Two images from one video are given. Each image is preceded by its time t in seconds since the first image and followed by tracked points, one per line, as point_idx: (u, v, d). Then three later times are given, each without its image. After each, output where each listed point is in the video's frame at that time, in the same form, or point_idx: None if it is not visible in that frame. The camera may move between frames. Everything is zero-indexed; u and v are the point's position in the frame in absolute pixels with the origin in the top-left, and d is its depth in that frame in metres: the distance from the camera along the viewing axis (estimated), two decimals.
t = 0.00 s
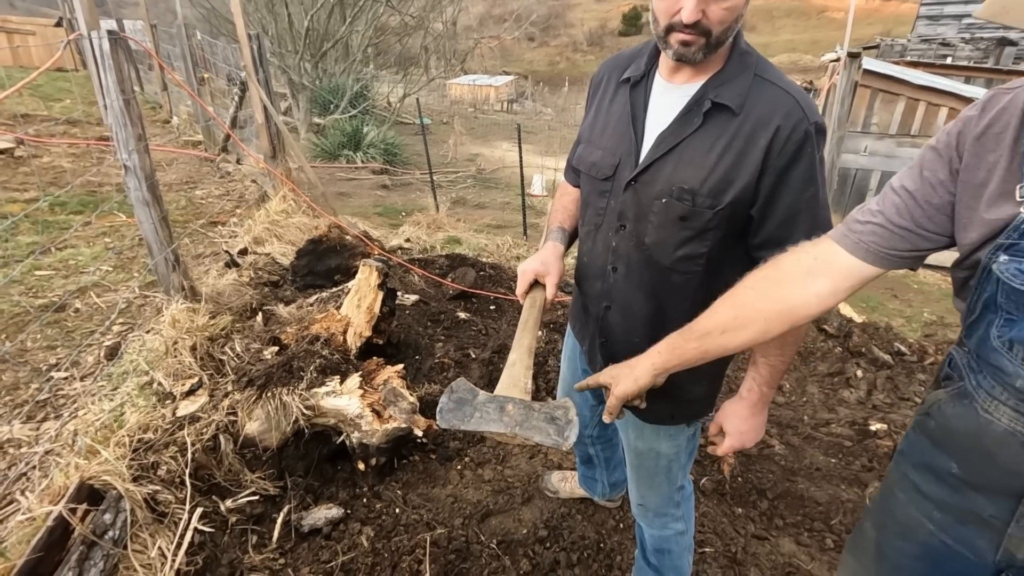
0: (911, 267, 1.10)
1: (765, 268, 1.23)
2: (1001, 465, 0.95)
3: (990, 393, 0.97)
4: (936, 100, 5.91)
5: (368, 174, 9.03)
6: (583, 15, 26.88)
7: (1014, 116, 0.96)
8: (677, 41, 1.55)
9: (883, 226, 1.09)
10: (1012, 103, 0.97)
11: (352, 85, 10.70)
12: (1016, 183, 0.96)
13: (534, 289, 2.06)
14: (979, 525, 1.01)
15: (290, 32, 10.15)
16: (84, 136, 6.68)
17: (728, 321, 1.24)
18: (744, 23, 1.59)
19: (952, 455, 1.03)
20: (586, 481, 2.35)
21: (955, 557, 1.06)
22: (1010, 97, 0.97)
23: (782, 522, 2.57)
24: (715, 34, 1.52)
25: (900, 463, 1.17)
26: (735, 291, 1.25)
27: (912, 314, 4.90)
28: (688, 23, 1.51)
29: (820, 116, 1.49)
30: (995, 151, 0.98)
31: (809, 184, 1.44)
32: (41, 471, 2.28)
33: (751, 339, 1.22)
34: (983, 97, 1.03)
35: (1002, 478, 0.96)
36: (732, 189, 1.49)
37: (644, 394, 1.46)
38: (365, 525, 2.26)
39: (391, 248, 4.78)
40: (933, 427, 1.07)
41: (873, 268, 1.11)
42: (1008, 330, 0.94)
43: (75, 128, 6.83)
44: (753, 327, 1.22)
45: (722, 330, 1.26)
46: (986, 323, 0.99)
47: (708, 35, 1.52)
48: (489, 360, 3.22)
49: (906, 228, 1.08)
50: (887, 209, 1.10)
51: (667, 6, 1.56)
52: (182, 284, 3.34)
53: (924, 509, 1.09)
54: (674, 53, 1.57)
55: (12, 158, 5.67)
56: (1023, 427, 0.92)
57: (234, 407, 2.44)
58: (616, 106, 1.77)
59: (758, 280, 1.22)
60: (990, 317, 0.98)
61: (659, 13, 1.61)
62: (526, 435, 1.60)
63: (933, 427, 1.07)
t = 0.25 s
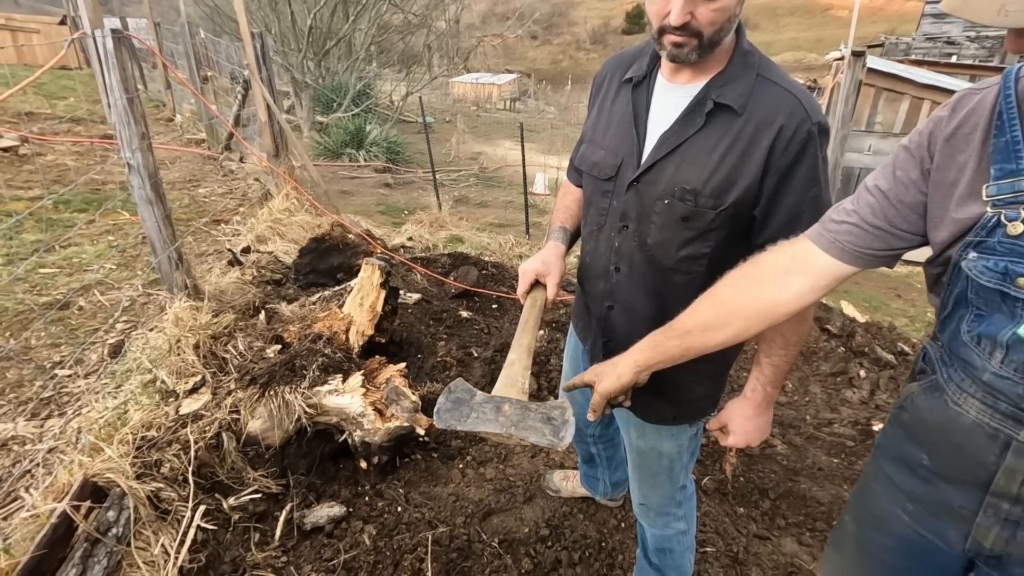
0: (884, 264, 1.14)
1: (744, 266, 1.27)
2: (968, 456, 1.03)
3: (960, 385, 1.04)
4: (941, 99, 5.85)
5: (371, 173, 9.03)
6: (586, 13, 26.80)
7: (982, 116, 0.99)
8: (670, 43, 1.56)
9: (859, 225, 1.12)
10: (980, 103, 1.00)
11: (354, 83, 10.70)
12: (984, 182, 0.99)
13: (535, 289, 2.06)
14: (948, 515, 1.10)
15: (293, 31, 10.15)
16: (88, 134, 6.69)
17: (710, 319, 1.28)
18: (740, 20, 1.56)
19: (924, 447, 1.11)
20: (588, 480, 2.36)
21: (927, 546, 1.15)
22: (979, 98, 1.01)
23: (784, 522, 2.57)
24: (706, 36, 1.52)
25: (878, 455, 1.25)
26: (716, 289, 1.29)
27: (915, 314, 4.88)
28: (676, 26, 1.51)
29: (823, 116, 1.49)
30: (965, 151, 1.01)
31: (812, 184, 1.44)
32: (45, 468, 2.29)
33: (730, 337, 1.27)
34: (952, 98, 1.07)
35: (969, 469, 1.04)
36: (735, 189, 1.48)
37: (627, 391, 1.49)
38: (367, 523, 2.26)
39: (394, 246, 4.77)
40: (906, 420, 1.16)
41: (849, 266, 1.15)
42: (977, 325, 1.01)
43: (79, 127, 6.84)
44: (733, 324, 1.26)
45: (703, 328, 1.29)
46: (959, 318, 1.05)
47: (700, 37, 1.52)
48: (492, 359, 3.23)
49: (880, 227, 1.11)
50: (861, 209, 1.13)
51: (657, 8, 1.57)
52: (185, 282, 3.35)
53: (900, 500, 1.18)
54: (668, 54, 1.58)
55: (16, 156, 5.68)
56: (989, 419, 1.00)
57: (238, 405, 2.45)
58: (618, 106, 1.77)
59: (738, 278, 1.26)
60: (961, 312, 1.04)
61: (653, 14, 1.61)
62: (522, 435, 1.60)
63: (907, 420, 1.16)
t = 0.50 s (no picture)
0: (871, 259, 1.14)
1: (734, 260, 1.27)
2: (946, 452, 1.04)
3: (942, 381, 1.05)
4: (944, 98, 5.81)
5: (373, 171, 9.03)
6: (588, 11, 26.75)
7: (970, 109, 0.99)
8: (647, 48, 1.58)
9: (848, 218, 1.12)
10: (970, 97, 1.00)
11: (356, 81, 10.69)
12: (969, 175, 0.99)
13: (535, 289, 2.07)
14: (928, 513, 1.10)
15: (295, 29, 10.16)
16: (90, 133, 6.70)
17: (700, 314, 1.28)
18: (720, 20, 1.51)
19: (905, 445, 1.12)
20: (588, 479, 2.35)
21: (908, 545, 1.15)
22: (969, 92, 1.01)
23: (785, 522, 2.57)
24: (675, 43, 1.51)
25: (860, 454, 1.25)
26: (707, 283, 1.29)
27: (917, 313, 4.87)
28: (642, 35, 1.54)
29: (824, 114, 1.48)
30: (953, 144, 1.01)
31: (813, 183, 1.44)
32: (46, 466, 2.29)
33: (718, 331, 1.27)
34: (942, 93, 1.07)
35: (948, 466, 1.04)
36: (735, 188, 1.48)
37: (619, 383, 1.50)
38: (367, 522, 2.27)
39: (395, 245, 4.78)
40: (887, 417, 1.16)
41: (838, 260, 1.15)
42: (959, 319, 1.01)
43: (81, 125, 6.85)
44: (722, 318, 1.26)
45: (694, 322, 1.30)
46: (941, 312, 1.05)
47: (669, 44, 1.52)
48: (492, 358, 3.23)
49: (868, 220, 1.11)
50: (850, 203, 1.13)
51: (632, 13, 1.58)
52: (186, 280, 3.35)
53: (881, 499, 1.18)
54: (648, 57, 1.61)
55: (18, 154, 5.69)
56: (968, 414, 1.00)
57: (238, 403, 2.45)
58: (618, 106, 1.77)
59: (727, 273, 1.26)
60: (944, 307, 1.04)
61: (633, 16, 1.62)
62: (511, 432, 1.60)
63: (888, 418, 1.16)
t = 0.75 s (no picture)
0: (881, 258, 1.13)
1: (742, 260, 1.27)
2: (945, 450, 1.03)
3: (942, 378, 1.04)
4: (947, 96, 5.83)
5: (374, 170, 9.04)
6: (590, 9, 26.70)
7: (978, 102, 0.99)
8: (643, 49, 1.58)
9: (857, 214, 1.12)
10: (977, 92, 1.00)
11: (358, 80, 10.68)
12: (975, 168, 0.99)
13: (541, 290, 2.08)
14: (926, 514, 1.10)
15: (297, 27, 10.16)
16: (92, 131, 6.71)
17: (710, 315, 1.28)
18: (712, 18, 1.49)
19: (903, 445, 1.11)
20: (591, 477, 2.35)
21: (905, 546, 1.15)
22: (977, 87, 1.01)
23: (788, 521, 2.56)
24: (668, 45, 1.51)
25: (858, 454, 1.25)
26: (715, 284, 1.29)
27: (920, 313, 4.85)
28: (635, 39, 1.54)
29: (826, 110, 1.46)
30: (960, 138, 1.01)
31: (815, 180, 1.43)
32: (49, 464, 2.30)
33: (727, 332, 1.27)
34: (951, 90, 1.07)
35: (946, 465, 1.04)
36: (735, 187, 1.48)
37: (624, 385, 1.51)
38: (370, 520, 2.27)
39: (397, 244, 4.78)
40: (886, 416, 1.16)
41: (848, 259, 1.14)
42: (961, 316, 1.00)
43: (84, 123, 6.86)
44: (730, 317, 1.26)
45: (702, 322, 1.30)
46: (943, 309, 1.04)
47: (662, 46, 1.52)
48: (494, 356, 3.23)
49: (877, 216, 1.10)
50: (859, 199, 1.13)
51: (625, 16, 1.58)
52: (189, 279, 3.35)
53: (878, 500, 1.18)
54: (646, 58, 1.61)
55: (21, 152, 5.70)
56: (968, 411, 1.00)
57: (240, 401, 2.44)
58: (620, 105, 1.77)
59: (736, 272, 1.26)
60: (946, 303, 1.04)
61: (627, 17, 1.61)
62: (497, 429, 1.61)
63: (887, 417, 1.16)
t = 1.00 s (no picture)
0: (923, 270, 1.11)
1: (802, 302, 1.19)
2: (946, 447, 1.03)
3: (945, 375, 1.04)
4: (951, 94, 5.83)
5: (377, 168, 9.04)
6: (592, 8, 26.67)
7: (995, 102, 0.99)
8: (649, 49, 1.58)
9: (894, 234, 1.10)
10: (991, 90, 1.00)
11: (360, 78, 10.68)
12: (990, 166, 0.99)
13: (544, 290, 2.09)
14: (928, 512, 1.10)
15: (299, 26, 10.17)
16: (96, 130, 6.72)
17: (790, 360, 1.17)
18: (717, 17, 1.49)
19: (906, 442, 1.12)
20: (594, 476, 2.35)
21: (907, 544, 1.15)
22: (990, 84, 1.00)
23: (791, 520, 2.56)
24: (675, 45, 1.51)
25: (861, 452, 1.25)
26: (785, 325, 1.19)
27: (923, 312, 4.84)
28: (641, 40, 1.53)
29: (831, 108, 1.46)
30: (978, 137, 1.01)
31: (819, 178, 1.43)
32: (54, 461, 2.30)
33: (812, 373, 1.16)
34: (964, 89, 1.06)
35: (947, 462, 1.04)
36: (739, 184, 1.47)
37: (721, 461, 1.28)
38: (373, 518, 2.27)
39: (399, 242, 4.78)
40: (889, 415, 1.17)
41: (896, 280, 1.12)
42: (966, 312, 1.00)
43: (87, 122, 6.87)
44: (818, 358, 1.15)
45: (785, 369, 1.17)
46: (949, 305, 1.04)
47: (669, 45, 1.51)
48: (498, 355, 3.23)
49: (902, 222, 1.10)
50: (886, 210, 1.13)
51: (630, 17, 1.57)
52: (192, 277, 3.36)
53: (881, 498, 1.18)
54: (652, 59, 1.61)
55: (25, 151, 5.71)
56: (970, 409, 1.00)
57: (244, 399, 2.45)
58: (625, 103, 1.78)
59: (805, 313, 1.17)
60: (951, 300, 1.04)
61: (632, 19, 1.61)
62: (476, 428, 1.71)
63: (890, 415, 1.16)
